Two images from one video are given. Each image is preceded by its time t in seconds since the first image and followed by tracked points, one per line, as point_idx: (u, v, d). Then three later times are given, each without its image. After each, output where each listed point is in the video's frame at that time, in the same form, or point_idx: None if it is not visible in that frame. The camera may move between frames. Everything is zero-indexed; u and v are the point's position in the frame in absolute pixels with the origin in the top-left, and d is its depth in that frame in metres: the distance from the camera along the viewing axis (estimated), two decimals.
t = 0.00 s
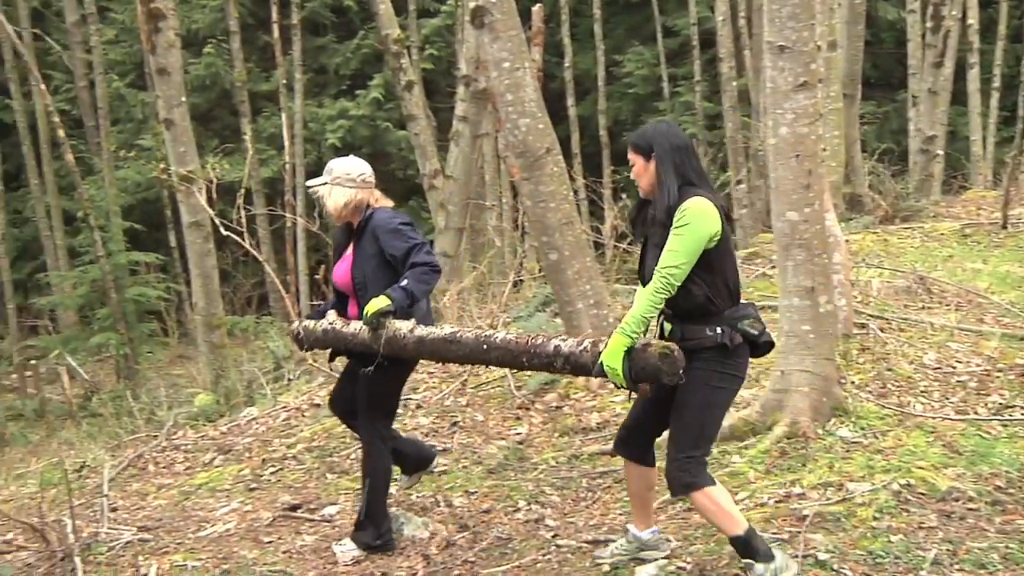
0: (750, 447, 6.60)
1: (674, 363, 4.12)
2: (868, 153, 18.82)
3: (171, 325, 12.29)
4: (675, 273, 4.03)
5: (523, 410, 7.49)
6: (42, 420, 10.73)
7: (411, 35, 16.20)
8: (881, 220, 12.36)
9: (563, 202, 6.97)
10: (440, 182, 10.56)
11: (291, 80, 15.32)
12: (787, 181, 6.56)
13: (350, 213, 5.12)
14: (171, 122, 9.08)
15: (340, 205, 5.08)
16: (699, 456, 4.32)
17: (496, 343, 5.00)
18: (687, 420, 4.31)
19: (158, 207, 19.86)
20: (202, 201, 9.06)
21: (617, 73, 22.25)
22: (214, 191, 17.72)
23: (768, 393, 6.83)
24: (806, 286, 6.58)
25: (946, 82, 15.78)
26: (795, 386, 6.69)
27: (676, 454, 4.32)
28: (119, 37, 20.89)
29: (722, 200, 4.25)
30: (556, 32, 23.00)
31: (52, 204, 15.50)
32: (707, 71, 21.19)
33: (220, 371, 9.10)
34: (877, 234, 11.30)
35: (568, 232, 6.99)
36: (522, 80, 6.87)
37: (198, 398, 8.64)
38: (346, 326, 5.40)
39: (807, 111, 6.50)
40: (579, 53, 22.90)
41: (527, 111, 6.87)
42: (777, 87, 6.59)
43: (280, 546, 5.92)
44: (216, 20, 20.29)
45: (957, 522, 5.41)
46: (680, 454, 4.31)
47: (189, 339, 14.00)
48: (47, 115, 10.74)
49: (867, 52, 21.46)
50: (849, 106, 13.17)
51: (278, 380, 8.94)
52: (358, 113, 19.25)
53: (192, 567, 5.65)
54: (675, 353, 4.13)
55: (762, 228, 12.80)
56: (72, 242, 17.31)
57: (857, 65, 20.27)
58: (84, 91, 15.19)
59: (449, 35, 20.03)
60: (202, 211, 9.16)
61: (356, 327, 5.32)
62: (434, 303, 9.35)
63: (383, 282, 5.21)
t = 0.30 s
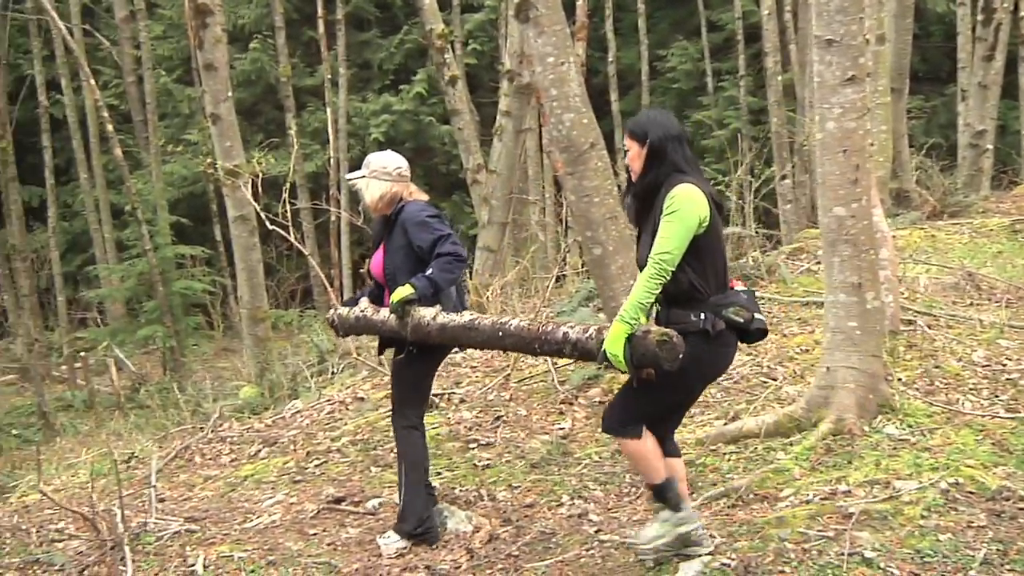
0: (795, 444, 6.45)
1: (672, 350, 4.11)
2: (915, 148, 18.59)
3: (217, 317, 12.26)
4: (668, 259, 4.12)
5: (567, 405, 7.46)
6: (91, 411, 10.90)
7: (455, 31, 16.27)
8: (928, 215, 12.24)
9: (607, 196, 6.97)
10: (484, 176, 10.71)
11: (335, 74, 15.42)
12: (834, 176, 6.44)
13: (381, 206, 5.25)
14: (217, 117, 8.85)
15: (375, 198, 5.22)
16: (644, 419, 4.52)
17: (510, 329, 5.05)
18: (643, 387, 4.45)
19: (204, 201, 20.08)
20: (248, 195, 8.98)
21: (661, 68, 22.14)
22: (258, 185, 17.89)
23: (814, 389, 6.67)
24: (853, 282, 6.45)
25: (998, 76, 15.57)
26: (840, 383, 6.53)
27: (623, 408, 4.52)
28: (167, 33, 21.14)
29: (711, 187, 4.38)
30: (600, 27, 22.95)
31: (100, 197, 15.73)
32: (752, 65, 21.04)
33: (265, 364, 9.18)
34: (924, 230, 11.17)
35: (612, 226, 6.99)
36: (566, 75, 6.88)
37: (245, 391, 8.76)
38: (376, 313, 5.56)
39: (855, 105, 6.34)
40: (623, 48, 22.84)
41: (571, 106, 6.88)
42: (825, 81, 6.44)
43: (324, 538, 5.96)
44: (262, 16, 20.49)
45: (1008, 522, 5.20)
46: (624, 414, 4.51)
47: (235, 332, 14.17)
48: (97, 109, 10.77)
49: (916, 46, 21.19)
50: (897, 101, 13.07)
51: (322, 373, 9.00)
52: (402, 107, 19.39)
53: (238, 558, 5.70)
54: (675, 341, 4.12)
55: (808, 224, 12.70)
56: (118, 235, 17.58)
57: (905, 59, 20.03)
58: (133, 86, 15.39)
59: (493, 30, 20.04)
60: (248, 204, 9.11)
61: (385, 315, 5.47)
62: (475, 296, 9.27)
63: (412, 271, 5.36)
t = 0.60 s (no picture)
0: (822, 436, 6.35)
1: (639, 348, 4.06)
2: (944, 139, 18.46)
3: (244, 307, 12.30)
4: (635, 259, 4.07)
5: (593, 396, 7.44)
6: (120, 400, 10.99)
7: (482, 21, 16.29)
8: (958, 207, 12.18)
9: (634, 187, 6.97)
10: (509, 167, 10.70)
11: (361, 65, 15.43)
12: (862, 168, 6.26)
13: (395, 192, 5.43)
14: (244, 107, 8.87)
15: (391, 185, 5.41)
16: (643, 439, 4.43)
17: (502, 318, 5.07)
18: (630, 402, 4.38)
19: (230, 191, 20.17)
20: (275, 185, 9.02)
21: (687, 58, 22.06)
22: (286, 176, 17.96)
23: (842, 381, 6.57)
24: (882, 274, 6.30)
25: None
26: (868, 376, 6.42)
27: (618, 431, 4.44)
28: (195, 23, 21.19)
29: (690, 192, 4.28)
30: (627, 17, 22.88)
31: (127, 188, 15.84)
32: (779, 56, 20.93)
33: (292, 354, 9.22)
34: (953, 222, 11.11)
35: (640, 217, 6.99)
36: (593, 66, 6.85)
37: (271, 380, 8.82)
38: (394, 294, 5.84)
39: (884, 96, 6.15)
40: (649, 39, 22.77)
41: (598, 97, 6.87)
42: (853, 72, 6.23)
43: (351, 527, 5.97)
44: (288, 7, 20.54)
45: None
46: (621, 434, 4.42)
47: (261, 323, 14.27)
48: (125, 99, 10.73)
49: (946, 36, 21.02)
50: (927, 92, 12.99)
51: (348, 363, 9.04)
52: (428, 98, 19.48)
53: (266, 547, 5.72)
54: (642, 341, 4.06)
55: (834, 216, 12.67)
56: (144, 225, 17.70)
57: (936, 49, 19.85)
58: (162, 76, 15.45)
59: (519, 21, 20.05)
60: (275, 194, 9.15)
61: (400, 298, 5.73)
62: (501, 288, 9.42)
63: (427, 253, 5.55)
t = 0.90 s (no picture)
0: (850, 441, 6.25)
1: (602, 361, 4.16)
2: (972, 141, 18.35)
3: (269, 310, 12.33)
4: (603, 273, 4.19)
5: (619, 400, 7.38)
6: (147, 402, 11.05)
7: (507, 24, 16.28)
8: (987, 210, 12.12)
9: (660, 190, 7.00)
10: (534, 170, 10.65)
11: (387, 68, 15.43)
12: (890, 171, 6.11)
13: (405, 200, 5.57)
14: (271, 111, 8.90)
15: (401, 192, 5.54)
16: (610, 444, 4.53)
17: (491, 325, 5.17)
18: (598, 408, 4.47)
19: (256, 195, 20.27)
20: (301, 188, 9.04)
21: (712, 61, 22.00)
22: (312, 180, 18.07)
23: (870, 385, 6.45)
24: (911, 278, 6.15)
25: None
26: (897, 380, 6.30)
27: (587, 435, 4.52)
28: (222, 27, 21.29)
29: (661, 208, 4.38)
30: (652, 20, 22.83)
31: (154, 191, 15.92)
32: (805, 58, 20.86)
33: (317, 357, 9.23)
34: (982, 225, 11.07)
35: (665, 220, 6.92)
36: (620, 69, 6.82)
37: (296, 382, 8.84)
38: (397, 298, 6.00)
39: (913, 99, 5.99)
40: (674, 41, 22.75)
41: (625, 99, 6.88)
42: (882, 74, 6.08)
43: (377, 531, 5.95)
44: (315, 11, 20.63)
45: None
46: (586, 438, 4.53)
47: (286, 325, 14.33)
48: (154, 103, 10.69)
49: (973, 38, 20.89)
50: (956, 94, 12.94)
51: (373, 366, 9.05)
52: (453, 101, 19.55)
53: (293, 550, 5.72)
54: (607, 353, 4.15)
55: (861, 219, 12.62)
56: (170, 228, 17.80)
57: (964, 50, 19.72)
58: (190, 81, 15.52)
59: (543, 24, 20.07)
60: (301, 197, 9.17)
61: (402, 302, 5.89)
62: (527, 291, 9.45)
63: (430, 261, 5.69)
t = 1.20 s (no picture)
0: (887, 455, 6.08)
1: (603, 372, 4.23)
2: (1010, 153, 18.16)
3: (302, 322, 12.40)
4: (603, 287, 4.23)
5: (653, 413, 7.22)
6: (181, 413, 11.12)
7: (539, 38, 16.31)
8: None
9: (694, 205, 6.99)
10: (567, 183, 10.59)
11: (419, 81, 15.49)
12: (927, 184, 5.90)
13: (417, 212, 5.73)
14: (305, 124, 8.96)
15: (415, 204, 5.68)
16: (620, 454, 4.54)
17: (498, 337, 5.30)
18: (609, 418, 4.49)
19: (289, 207, 20.40)
20: (334, 201, 9.09)
21: (746, 73, 21.94)
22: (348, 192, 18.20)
23: (908, 400, 6.26)
24: (950, 291, 5.97)
25: None
26: (935, 395, 6.11)
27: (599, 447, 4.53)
28: (256, 41, 21.46)
29: (659, 222, 4.41)
30: (684, 32, 22.81)
31: (188, 204, 16.06)
32: (839, 70, 20.76)
33: (350, 369, 9.25)
34: (1021, 237, 10.96)
35: (699, 233, 7.02)
36: (654, 82, 6.84)
37: (329, 395, 8.87)
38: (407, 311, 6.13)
39: (951, 111, 5.79)
40: (707, 53, 22.74)
41: (659, 112, 6.86)
42: (919, 87, 5.87)
43: (411, 543, 5.92)
44: (349, 24, 20.77)
45: None
46: (597, 448, 4.53)
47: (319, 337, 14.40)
48: (189, 117, 10.72)
49: (1010, 50, 20.73)
50: (994, 106, 12.83)
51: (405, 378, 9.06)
52: (485, 114, 19.51)
53: (327, 562, 5.71)
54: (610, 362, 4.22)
55: (896, 232, 12.57)
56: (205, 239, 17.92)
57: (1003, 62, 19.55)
58: (224, 94, 15.64)
59: (575, 37, 20.09)
60: (335, 210, 9.22)
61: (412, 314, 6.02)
62: (559, 303, 9.46)
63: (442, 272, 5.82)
